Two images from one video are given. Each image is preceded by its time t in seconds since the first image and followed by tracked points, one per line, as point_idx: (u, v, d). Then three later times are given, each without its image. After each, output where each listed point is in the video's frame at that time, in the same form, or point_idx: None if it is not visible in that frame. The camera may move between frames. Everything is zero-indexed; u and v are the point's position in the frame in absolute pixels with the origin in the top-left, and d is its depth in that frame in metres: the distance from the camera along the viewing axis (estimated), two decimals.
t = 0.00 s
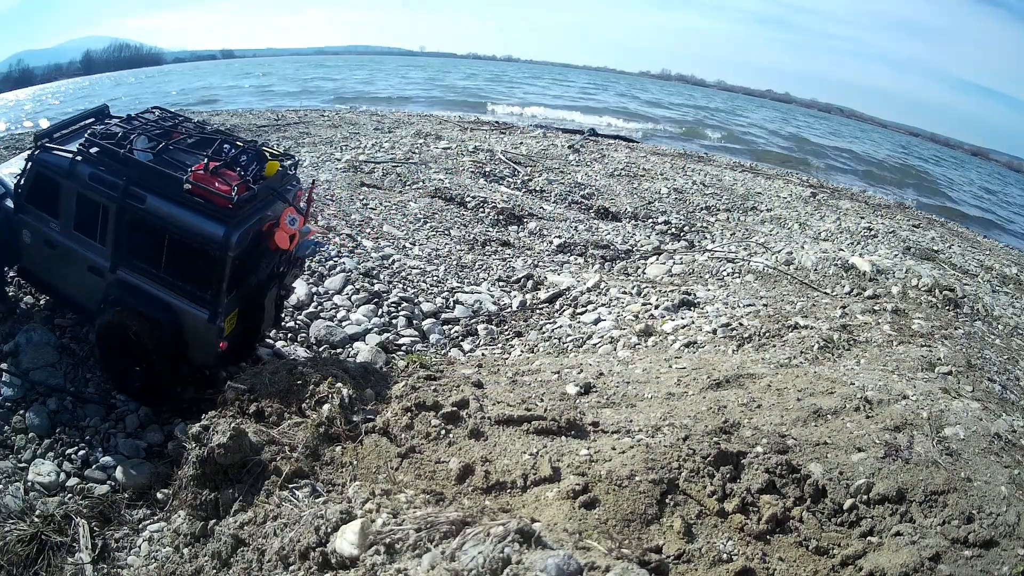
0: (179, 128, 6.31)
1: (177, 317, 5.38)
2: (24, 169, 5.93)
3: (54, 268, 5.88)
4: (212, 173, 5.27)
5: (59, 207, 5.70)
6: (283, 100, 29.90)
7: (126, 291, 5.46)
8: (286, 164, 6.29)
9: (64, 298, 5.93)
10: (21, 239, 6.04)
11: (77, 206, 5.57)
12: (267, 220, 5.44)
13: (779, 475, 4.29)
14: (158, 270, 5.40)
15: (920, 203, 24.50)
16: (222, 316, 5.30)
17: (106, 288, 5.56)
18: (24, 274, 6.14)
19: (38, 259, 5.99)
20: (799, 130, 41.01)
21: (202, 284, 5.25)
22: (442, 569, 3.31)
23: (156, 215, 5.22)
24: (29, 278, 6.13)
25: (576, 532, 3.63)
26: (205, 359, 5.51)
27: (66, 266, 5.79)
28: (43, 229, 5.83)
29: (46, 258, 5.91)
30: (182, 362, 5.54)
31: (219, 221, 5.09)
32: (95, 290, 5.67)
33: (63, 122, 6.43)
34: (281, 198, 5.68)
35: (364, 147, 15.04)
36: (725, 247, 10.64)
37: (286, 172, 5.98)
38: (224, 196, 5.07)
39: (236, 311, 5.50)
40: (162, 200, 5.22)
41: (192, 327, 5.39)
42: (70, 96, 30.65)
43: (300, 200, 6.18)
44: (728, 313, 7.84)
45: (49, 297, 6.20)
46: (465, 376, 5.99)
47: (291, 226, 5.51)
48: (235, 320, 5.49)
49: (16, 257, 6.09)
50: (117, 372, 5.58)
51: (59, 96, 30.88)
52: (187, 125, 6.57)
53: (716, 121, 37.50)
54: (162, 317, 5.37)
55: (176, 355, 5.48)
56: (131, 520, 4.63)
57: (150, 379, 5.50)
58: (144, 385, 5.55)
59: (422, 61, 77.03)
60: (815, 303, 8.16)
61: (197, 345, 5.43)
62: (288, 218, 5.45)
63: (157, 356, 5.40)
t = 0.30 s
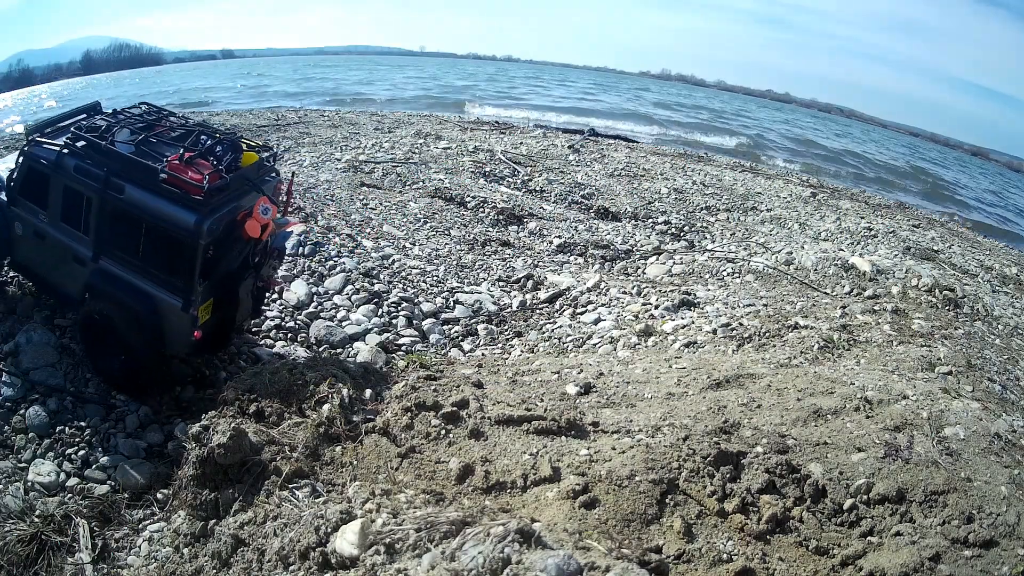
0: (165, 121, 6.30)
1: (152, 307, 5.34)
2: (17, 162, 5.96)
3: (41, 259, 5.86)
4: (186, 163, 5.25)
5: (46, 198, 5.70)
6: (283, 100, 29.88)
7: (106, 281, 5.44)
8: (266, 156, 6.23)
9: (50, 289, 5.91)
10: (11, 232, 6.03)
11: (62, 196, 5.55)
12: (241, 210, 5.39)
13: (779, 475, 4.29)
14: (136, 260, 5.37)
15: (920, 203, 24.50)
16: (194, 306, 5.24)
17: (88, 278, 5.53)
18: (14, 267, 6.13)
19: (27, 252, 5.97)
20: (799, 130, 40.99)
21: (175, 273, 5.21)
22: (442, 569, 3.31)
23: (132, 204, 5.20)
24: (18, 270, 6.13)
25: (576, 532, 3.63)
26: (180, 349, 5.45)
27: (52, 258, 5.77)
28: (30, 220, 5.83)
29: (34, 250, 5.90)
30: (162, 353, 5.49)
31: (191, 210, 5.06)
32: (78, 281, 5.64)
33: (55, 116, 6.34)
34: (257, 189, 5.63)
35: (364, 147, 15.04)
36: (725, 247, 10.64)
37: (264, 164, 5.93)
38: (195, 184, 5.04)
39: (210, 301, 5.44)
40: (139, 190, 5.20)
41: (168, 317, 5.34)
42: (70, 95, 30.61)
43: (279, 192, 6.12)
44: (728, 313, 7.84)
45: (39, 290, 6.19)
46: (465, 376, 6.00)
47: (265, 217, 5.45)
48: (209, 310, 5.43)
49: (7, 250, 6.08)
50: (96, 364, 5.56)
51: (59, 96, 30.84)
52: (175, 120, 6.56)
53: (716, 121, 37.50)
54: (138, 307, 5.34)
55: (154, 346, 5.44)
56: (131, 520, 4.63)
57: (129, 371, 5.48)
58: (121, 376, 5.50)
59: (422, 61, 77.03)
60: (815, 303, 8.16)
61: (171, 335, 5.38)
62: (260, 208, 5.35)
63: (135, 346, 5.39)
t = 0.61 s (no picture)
0: (158, 113, 6.27)
1: (135, 297, 5.32)
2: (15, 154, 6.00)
3: (34, 250, 5.89)
4: (171, 155, 5.14)
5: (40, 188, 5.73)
6: (283, 100, 29.86)
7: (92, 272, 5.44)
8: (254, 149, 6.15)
9: (42, 279, 5.93)
10: (9, 223, 6.08)
11: (54, 187, 5.58)
12: (225, 202, 5.32)
13: (779, 475, 4.29)
14: (121, 251, 5.36)
15: (920, 202, 24.53)
16: (175, 296, 5.21)
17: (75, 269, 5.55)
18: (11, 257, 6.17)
19: (21, 243, 6.00)
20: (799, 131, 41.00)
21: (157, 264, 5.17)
22: (443, 569, 3.31)
23: (116, 195, 5.18)
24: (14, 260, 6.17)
25: (576, 532, 3.63)
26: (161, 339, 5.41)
27: (44, 248, 5.80)
28: (25, 211, 5.87)
29: (27, 240, 5.92)
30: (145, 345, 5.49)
31: (173, 201, 5.00)
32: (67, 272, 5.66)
33: (51, 110, 6.28)
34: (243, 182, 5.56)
35: (364, 147, 15.04)
36: (725, 247, 10.64)
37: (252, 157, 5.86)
38: (178, 176, 4.97)
39: (192, 292, 5.39)
40: (122, 180, 5.17)
41: (148, 307, 5.30)
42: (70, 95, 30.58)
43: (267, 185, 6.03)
44: (728, 314, 7.84)
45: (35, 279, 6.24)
46: (465, 376, 6.00)
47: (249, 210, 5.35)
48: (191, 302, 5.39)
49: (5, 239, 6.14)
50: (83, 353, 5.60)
51: (58, 96, 30.82)
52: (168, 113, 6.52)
53: (716, 121, 37.51)
54: (122, 298, 5.33)
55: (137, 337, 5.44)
56: (131, 520, 4.63)
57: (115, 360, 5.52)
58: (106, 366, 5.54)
59: (421, 61, 77.03)
60: (815, 303, 8.16)
61: (151, 325, 5.34)
62: (241, 201, 5.21)
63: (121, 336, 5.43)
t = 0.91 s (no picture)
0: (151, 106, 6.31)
1: (117, 283, 5.32)
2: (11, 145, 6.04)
3: (25, 239, 5.91)
4: (153, 142, 5.22)
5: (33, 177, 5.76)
6: (283, 100, 29.85)
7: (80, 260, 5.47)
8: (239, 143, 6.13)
9: (33, 269, 5.94)
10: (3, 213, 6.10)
11: (46, 176, 5.61)
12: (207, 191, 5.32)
13: (779, 475, 4.29)
14: (106, 238, 5.37)
15: (920, 203, 24.55)
16: (155, 282, 5.20)
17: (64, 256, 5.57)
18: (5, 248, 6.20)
19: (14, 232, 6.01)
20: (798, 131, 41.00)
21: (138, 250, 5.16)
22: (443, 569, 3.31)
23: (102, 183, 5.20)
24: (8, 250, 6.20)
25: (576, 532, 3.63)
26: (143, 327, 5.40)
27: (35, 236, 5.81)
28: (17, 200, 5.90)
29: (19, 230, 5.94)
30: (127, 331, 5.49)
31: (154, 187, 5.01)
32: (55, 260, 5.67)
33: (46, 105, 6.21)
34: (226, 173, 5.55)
35: (364, 147, 15.04)
36: (725, 247, 10.64)
37: (237, 150, 5.86)
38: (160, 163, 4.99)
39: (174, 280, 5.38)
40: (108, 168, 5.20)
41: (130, 294, 5.29)
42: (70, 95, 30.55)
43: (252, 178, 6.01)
44: (728, 314, 7.84)
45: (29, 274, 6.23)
46: (465, 376, 6.00)
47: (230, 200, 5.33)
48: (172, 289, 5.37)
49: None
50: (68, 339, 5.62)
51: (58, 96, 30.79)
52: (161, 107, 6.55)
53: (716, 121, 37.50)
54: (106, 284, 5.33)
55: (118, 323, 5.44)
56: (131, 520, 4.63)
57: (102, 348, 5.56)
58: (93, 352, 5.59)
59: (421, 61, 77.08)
60: (815, 303, 8.17)
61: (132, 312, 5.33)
62: (221, 190, 5.19)
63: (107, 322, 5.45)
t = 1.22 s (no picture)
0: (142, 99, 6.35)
1: (103, 270, 5.38)
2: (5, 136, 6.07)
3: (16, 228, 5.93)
4: (139, 133, 5.28)
5: (25, 167, 5.82)
6: (282, 100, 29.83)
7: (71, 249, 5.57)
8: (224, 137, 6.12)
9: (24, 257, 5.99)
10: None
11: (37, 166, 5.68)
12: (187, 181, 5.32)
13: (779, 475, 4.29)
14: (94, 227, 5.44)
15: (920, 203, 24.55)
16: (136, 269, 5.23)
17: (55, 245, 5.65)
18: None
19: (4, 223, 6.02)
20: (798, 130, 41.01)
21: (121, 237, 5.21)
22: (443, 569, 3.31)
23: (89, 172, 5.28)
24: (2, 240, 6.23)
25: (576, 532, 3.63)
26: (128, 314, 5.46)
27: (25, 226, 5.86)
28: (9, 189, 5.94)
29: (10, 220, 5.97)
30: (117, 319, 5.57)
31: (135, 174, 5.05)
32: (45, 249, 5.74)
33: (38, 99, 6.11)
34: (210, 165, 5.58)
35: (364, 147, 15.03)
36: (725, 247, 10.64)
37: (220, 143, 5.85)
38: (142, 151, 5.03)
39: (156, 269, 5.40)
40: (96, 157, 5.27)
41: (114, 281, 5.35)
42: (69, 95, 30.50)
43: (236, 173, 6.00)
44: (728, 314, 7.84)
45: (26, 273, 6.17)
46: (465, 377, 6.00)
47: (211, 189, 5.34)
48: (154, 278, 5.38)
49: None
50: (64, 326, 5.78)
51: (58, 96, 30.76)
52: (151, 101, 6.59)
53: (716, 121, 37.49)
54: (95, 271, 5.42)
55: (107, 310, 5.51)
56: (131, 520, 4.63)
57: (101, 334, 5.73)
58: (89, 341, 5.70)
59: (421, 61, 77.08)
60: (815, 303, 8.17)
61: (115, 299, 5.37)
62: (201, 179, 5.18)
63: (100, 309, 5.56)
